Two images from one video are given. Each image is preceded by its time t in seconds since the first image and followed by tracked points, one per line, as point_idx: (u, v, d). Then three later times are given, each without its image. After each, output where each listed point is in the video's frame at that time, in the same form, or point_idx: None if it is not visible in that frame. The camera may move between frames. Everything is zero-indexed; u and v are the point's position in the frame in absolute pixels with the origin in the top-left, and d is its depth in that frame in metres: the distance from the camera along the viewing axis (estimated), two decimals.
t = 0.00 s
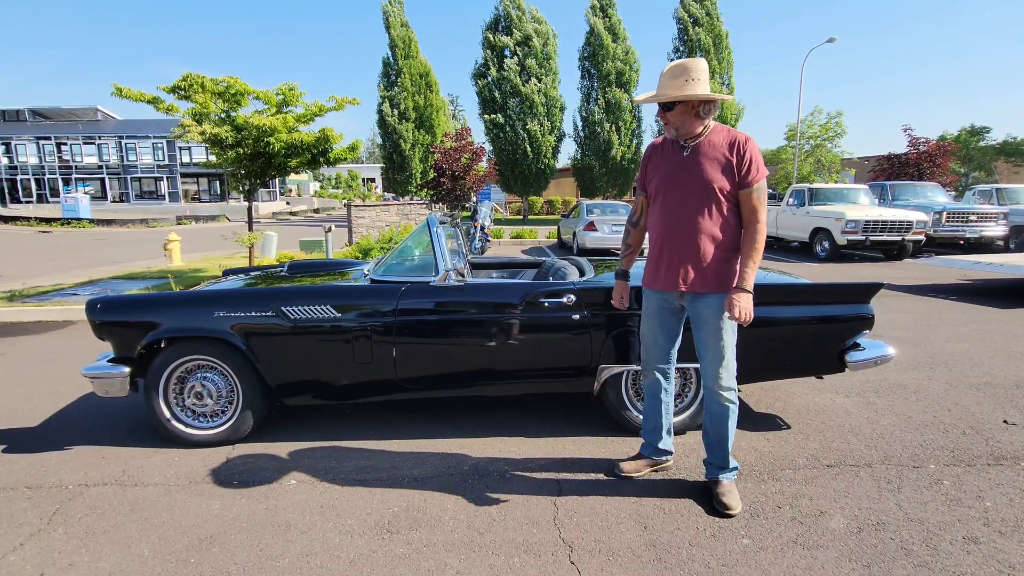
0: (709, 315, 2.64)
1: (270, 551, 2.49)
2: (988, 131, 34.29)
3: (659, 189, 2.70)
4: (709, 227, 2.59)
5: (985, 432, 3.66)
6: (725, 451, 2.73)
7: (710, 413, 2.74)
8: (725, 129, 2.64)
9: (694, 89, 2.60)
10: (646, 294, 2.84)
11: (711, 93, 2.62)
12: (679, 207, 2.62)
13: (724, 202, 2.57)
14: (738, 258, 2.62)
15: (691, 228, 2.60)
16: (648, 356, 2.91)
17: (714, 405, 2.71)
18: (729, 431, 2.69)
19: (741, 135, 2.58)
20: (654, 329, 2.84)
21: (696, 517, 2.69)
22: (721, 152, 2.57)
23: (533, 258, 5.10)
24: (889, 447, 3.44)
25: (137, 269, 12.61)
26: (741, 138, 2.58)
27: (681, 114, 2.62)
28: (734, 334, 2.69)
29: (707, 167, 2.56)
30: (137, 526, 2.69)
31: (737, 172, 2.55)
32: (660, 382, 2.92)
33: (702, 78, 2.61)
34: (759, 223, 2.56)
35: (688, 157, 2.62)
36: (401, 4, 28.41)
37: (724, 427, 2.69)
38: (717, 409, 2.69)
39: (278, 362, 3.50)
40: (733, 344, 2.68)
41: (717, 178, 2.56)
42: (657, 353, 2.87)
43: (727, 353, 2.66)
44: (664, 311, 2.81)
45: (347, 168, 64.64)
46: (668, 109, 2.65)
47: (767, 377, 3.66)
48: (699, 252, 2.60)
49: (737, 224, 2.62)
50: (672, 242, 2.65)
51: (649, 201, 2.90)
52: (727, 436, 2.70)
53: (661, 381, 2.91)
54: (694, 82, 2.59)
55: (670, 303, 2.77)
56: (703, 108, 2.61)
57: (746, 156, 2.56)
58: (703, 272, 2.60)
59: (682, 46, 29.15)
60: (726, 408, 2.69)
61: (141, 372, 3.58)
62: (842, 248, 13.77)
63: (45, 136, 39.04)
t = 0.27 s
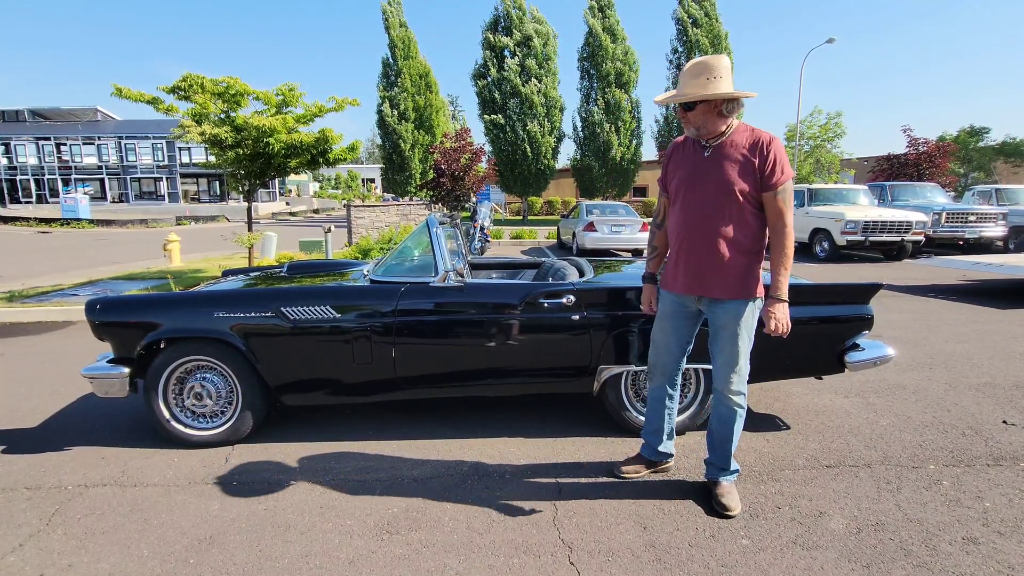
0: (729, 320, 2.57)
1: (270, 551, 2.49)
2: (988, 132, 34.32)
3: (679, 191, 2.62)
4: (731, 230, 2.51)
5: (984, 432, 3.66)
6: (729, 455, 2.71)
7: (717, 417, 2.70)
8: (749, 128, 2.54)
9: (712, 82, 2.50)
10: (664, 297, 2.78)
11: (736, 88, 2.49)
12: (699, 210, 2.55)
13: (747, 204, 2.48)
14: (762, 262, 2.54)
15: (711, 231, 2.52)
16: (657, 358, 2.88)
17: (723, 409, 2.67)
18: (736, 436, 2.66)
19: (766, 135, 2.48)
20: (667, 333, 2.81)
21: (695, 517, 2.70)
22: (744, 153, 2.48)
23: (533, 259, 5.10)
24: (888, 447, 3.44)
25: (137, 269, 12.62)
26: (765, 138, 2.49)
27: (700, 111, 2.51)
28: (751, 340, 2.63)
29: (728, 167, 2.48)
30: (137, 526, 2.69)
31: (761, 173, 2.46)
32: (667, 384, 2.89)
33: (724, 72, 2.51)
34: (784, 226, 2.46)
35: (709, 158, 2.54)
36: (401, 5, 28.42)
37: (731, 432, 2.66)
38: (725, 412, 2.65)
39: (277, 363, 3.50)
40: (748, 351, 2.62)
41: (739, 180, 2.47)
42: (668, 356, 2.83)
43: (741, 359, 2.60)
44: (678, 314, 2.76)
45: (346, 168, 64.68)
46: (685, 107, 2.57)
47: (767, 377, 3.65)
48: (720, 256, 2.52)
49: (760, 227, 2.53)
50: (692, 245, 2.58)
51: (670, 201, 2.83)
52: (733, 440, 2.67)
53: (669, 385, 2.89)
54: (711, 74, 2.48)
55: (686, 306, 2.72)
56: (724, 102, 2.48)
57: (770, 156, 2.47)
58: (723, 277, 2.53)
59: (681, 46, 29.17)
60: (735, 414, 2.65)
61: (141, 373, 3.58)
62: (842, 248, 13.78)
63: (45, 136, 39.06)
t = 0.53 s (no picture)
0: (738, 325, 2.49)
1: (269, 552, 2.49)
2: (987, 133, 34.36)
3: (692, 190, 2.51)
4: (745, 234, 2.40)
5: (983, 433, 3.66)
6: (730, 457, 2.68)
7: (720, 419, 2.66)
8: (767, 127, 2.42)
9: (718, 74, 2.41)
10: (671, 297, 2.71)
11: (751, 86, 2.36)
12: (712, 212, 2.44)
13: (763, 206, 2.36)
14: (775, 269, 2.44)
15: (724, 234, 2.42)
16: (660, 358, 2.79)
17: (726, 412, 2.62)
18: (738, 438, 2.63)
19: (786, 134, 2.35)
20: (672, 333, 2.72)
21: (695, 518, 2.70)
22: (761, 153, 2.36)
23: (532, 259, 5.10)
24: (887, 448, 3.44)
25: (137, 269, 12.61)
26: (784, 137, 2.35)
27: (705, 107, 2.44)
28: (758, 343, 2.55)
29: (744, 170, 2.36)
30: (136, 526, 2.69)
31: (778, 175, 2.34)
32: (669, 387, 2.80)
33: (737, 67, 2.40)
34: (801, 230, 2.35)
35: (724, 157, 2.42)
36: (400, 5, 28.42)
37: (733, 435, 2.62)
38: (728, 415, 2.61)
39: (276, 363, 3.50)
40: (755, 355, 2.54)
41: (755, 182, 2.35)
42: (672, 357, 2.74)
43: (747, 363, 2.54)
44: (683, 313, 2.69)
45: (346, 169, 64.67)
46: (696, 105, 2.52)
47: (767, 378, 3.66)
48: (732, 260, 2.43)
49: (776, 230, 2.41)
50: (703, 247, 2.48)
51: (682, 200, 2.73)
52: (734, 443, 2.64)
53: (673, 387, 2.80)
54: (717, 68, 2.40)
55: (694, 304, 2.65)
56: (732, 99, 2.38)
57: (789, 157, 2.34)
58: (735, 281, 2.44)
59: (681, 47, 29.20)
60: (739, 417, 2.61)
61: (139, 373, 3.58)
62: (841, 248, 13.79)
63: (44, 136, 39.05)
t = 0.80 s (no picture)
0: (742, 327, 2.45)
1: (268, 551, 2.48)
2: (986, 133, 34.39)
3: (695, 191, 2.48)
4: (749, 235, 2.37)
5: (982, 432, 3.66)
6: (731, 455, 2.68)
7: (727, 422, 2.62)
8: (772, 126, 2.40)
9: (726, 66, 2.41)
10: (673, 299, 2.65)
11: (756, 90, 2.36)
12: (715, 212, 2.41)
13: (768, 206, 2.34)
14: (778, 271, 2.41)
15: (728, 235, 2.39)
16: (675, 367, 2.61)
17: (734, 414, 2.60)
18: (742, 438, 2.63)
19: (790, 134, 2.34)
20: (685, 337, 2.59)
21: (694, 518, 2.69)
22: (767, 152, 2.34)
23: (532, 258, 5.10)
24: (886, 447, 3.44)
25: (136, 268, 12.59)
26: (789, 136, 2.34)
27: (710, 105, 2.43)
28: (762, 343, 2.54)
29: (749, 170, 2.34)
30: (135, 526, 2.69)
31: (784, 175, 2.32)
32: (688, 401, 2.60)
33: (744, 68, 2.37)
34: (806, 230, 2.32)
35: (727, 157, 2.40)
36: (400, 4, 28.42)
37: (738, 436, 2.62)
38: (731, 415, 2.58)
39: (276, 362, 3.50)
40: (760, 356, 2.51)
41: (759, 181, 2.33)
42: (688, 365, 2.57)
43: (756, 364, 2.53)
44: (695, 316, 2.58)
45: (345, 169, 64.67)
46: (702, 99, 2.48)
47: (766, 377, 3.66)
48: (736, 261, 2.39)
49: (780, 230, 2.39)
50: (706, 249, 2.45)
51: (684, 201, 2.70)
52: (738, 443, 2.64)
53: (689, 401, 2.60)
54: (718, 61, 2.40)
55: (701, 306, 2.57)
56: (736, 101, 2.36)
57: (794, 156, 2.32)
58: (739, 283, 2.41)
59: (680, 46, 29.22)
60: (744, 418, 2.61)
61: (139, 372, 3.57)
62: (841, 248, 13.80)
63: (43, 136, 39.03)
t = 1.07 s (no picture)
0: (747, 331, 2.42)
1: (268, 549, 2.49)
2: (985, 132, 34.41)
3: (692, 193, 2.46)
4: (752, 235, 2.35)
5: (981, 431, 3.67)
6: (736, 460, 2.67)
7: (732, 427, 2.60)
8: (766, 124, 2.38)
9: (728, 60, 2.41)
10: (673, 306, 2.62)
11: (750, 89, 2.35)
12: (715, 214, 2.39)
13: (768, 206, 2.32)
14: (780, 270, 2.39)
15: (729, 237, 2.36)
16: (683, 379, 2.56)
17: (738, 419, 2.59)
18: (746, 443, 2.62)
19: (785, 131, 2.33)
20: (691, 346, 2.55)
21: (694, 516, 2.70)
22: (764, 151, 2.33)
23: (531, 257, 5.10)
24: (886, 446, 3.44)
25: (135, 267, 12.58)
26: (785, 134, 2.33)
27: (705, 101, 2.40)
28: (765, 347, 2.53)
29: (746, 170, 2.32)
30: (135, 524, 2.69)
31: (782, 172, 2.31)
32: (700, 412, 2.53)
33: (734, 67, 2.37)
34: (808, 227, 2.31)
35: (724, 158, 2.38)
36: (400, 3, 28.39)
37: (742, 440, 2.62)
38: (733, 420, 2.58)
39: (276, 361, 3.50)
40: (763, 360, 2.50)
41: (758, 180, 2.31)
42: (695, 375, 2.52)
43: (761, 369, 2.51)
44: (699, 324, 2.53)
45: (344, 168, 64.67)
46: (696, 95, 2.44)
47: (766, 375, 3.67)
48: (740, 263, 2.36)
49: (781, 229, 2.37)
50: (709, 251, 2.42)
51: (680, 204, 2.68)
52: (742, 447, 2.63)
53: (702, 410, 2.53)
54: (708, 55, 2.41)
55: (703, 313, 2.53)
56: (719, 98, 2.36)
57: (791, 152, 2.31)
58: (743, 285, 2.38)
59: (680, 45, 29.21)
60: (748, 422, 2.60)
61: (138, 371, 3.57)
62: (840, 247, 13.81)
63: (42, 135, 38.99)
